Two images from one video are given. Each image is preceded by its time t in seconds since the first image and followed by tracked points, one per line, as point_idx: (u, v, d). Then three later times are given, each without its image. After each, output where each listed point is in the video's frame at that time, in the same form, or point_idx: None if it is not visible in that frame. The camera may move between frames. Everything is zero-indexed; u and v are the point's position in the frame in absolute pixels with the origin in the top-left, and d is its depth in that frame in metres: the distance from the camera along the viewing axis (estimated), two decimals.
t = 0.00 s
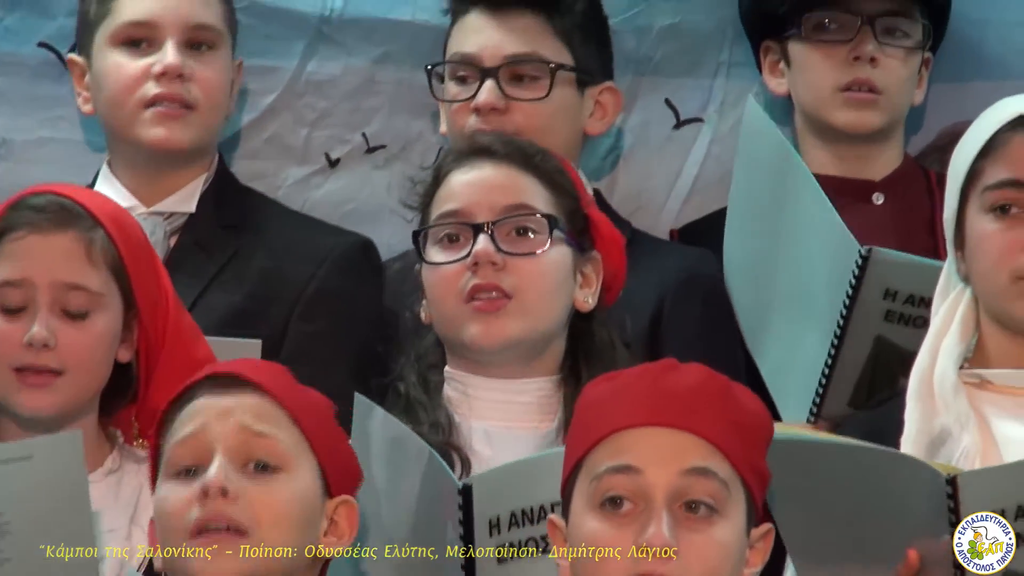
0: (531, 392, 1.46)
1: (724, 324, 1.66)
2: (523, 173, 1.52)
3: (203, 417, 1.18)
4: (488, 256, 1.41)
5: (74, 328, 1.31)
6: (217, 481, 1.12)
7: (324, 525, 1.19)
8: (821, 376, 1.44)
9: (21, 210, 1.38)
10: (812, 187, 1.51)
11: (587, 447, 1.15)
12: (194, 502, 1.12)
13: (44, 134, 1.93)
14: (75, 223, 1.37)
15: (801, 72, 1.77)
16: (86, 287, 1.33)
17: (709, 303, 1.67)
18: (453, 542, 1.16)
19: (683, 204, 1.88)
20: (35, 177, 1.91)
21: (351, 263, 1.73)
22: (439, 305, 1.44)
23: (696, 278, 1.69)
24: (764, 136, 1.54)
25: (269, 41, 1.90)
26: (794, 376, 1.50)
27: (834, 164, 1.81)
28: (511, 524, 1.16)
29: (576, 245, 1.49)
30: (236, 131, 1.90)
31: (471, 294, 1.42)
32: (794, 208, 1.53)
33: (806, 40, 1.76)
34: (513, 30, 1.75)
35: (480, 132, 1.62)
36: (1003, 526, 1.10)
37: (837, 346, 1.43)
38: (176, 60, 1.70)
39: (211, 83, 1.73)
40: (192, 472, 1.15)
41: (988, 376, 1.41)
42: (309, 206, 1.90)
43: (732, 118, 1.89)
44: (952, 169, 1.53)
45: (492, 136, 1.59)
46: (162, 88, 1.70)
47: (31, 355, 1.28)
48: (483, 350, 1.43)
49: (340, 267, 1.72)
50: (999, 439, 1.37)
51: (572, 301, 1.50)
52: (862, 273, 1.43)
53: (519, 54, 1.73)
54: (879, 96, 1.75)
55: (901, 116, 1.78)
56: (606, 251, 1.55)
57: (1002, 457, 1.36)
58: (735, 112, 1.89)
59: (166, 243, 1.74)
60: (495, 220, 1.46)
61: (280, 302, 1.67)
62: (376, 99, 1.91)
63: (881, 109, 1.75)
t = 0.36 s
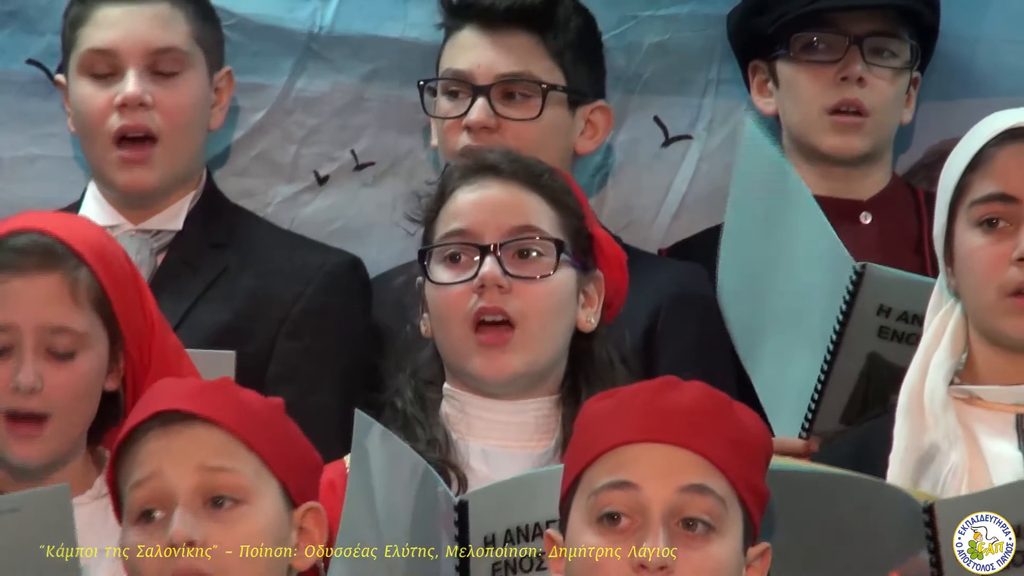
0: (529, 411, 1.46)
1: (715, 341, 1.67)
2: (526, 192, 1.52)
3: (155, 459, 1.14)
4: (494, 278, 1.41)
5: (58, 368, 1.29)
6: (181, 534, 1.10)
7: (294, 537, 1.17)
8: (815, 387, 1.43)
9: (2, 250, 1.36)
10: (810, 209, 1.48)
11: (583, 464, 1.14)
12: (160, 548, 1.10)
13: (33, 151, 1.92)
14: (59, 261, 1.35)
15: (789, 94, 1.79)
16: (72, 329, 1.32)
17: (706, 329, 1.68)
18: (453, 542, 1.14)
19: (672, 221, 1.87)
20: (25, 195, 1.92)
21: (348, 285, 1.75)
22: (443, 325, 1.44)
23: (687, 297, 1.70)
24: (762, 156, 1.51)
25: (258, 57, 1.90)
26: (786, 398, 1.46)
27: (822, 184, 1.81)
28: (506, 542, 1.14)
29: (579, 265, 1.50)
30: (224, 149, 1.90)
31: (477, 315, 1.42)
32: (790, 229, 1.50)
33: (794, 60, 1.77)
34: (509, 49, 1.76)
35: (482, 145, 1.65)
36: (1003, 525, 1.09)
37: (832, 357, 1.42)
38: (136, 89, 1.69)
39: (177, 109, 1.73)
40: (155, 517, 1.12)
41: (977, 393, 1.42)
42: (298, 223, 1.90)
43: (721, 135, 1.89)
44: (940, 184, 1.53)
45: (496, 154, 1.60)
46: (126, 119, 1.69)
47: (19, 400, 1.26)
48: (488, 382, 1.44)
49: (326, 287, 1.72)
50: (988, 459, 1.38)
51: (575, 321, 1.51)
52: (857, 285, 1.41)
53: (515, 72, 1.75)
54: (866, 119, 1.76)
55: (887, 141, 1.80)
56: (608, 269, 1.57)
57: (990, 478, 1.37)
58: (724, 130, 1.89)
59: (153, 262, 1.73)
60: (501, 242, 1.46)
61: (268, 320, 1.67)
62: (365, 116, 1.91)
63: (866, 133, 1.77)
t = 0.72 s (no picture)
0: (516, 427, 1.46)
1: (700, 359, 1.68)
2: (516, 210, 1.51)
3: (121, 475, 1.13)
4: (482, 297, 1.41)
5: (30, 415, 1.26)
6: (139, 554, 1.08)
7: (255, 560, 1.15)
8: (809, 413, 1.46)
9: None
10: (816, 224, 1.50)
11: (563, 484, 1.14)
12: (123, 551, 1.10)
13: (12, 172, 1.92)
14: (24, 310, 1.31)
15: (769, 114, 1.79)
16: (42, 375, 1.28)
17: (687, 343, 1.69)
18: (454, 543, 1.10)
19: (650, 243, 1.88)
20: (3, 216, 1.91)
21: (326, 297, 1.75)
22: (431, 340, 1.43)
23: (670, 315, 1.72)
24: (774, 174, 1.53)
25: (236, 78, 1.88)
26: (774, 416, 1.49)
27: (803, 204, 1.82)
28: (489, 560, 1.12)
29: (569, 284, 1.50)
30: (202, 168, 1.89)
31: (463, 333, 1.41)
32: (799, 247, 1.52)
33: (773, 80, 1.78)
34: (496, 64, 1.75)
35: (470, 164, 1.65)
36: (1003, 525, 1.08)
37: (829, 382, 1.44)
38: (111, 112, 1.68)
39: (151, 132, 1.71)
40: (117, 531, 1.11)
41: (954, 413, 1.43)
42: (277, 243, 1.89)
43: (699, 156, 1.89)
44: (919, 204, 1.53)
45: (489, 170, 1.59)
46: (101, 142, 1.68)
47: None
48: (477, 399, 1.43)
49: (305, 297, 1.72)
50: (961, 480, 1.38)
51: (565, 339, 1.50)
52: (861, 311, 1.44)
53: (496, 87, 1.73)
54: (843, 140, 1.76)
55: (863, 163, 1.80)
56: (599, 286, 1.56)
57: (964, 499, 1.36)
58: (704, 150, 1.89)
59: (127, 272, 1.72)
60: (490, 259, 1.45)
61: (245, 331, 1.66)
62: (344, 137, 1.90)
63: (843, 156, 1.77)
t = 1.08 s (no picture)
0: (501, 448, 1.42)
1: (675, 383, 1.67)
2: (494, 233, 1.47)
3: (85, 509, 1.10)
4: (459, 324, 1.37)
5: (14, 416, 1.26)
6: None
7: None
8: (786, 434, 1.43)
9: None
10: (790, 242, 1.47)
11: (538, 509, 1.13)
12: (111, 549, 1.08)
13: None
14: (9, 311, 1.30)
15: (749, 129, 1.78)
16: (25, 376, 1.28)
17: (663, 358, 1.68)
18: (453, 542, 1.09)
19: (626, 261, 1.87)
20: None
21: (304, 314, 1.75)
22: (411, 364, 1.40)
23: (645, 336, 1.71)
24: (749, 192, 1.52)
25: (212, 96, 1.88)
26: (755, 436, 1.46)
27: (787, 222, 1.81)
28: None
29: (550, 306, 1.46)
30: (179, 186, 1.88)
31: (441, 361, 1.37)
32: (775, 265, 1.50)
33: (754, 98, 1.77)
34: (473, 87, 1.74)
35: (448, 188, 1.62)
36: (1004, 525, 1.07)
37: (808, 401, 1.41)
38: (91, 143, 1.66)
39: (132, 157, 1.70)
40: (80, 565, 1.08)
41: (924, 433, 1.42)
42: (252, 261, 1.88)
43: (676, 175, 1.89)
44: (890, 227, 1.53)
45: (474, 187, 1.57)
46: (81, 171, 1.67)
47: None
48: (456, 417, 1.39)
49: (285, 317, 1.72)
50: (930, 496, 1.38)
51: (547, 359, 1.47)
52: (839, 326, 1.41)
53: (473, 110, 1.71)
54: (827, 152, 1.74)
55: (847, 175, 1.79)
56: (583, 304, 1.52)
57: (933, 513, 1.37)
58: (680, 167, 1.89)
59: (107, 292, 1.72)
60: (468, 285, 1.42)
61: (227, 351, 1.67)
62: (319, 155, 1.89)
63: (826, 167, 1.75)
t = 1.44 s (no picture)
0: (474, 464, 1.41)
1: (653, 398, 1.65)
2: (469, 248, 1.47)
3: (68, 533, 1.06)
4: (433, 337, 1.36)
5: None
6: None
7: None
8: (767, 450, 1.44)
9: None
10: (770, 261, 1.48)
11: (511, 526, 1.12)
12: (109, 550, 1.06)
13: None
14: None
15: (724, 147, 1.78)
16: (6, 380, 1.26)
17: (642, 375, 1.67)
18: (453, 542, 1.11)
19: (602, 277, 1.87)
20: None
21: (277, 331, 1.75)
22: (387, 381, 1.39)
23: (625, 350, 1.70)
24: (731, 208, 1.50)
25: (188, 112, 1.87)
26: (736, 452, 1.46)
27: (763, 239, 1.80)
28: None
29: (525, 318, 1.45)
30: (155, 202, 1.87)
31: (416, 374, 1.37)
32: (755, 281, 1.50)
33: (729, 116, 1.77)
34: (449, 103, 1.74)
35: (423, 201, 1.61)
36: (1002, 524, 1.12)
37: (789, 420, 1.44)
38: (75, 164, 1.66)
39: (114, 179, 1.70)
40: None
41: (893, 449, 1.43)
42: (228, 277, 1.88)
43: (652, 191, 1.89)
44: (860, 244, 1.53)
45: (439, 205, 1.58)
46: (64, 192, 1.66)
47: None
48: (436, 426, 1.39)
49: (261, 335, 1.71)
50: (901, 513, 1.38)
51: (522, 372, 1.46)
52: (823, 347, 1.45)
53: (451, 127, 1.71)
54: (803, 170, 1.74)
55: (823, 191, 1.79)
56: (557, 318, 1.52)
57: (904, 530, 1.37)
58: (656, 184, 1.89)
59: (84, 310, 1.70)
60: (441, 299, 1.41)
61: (203, 368, 1.66)
62: (296, 171, 1.89)
63: (803, 184, 1.75)
